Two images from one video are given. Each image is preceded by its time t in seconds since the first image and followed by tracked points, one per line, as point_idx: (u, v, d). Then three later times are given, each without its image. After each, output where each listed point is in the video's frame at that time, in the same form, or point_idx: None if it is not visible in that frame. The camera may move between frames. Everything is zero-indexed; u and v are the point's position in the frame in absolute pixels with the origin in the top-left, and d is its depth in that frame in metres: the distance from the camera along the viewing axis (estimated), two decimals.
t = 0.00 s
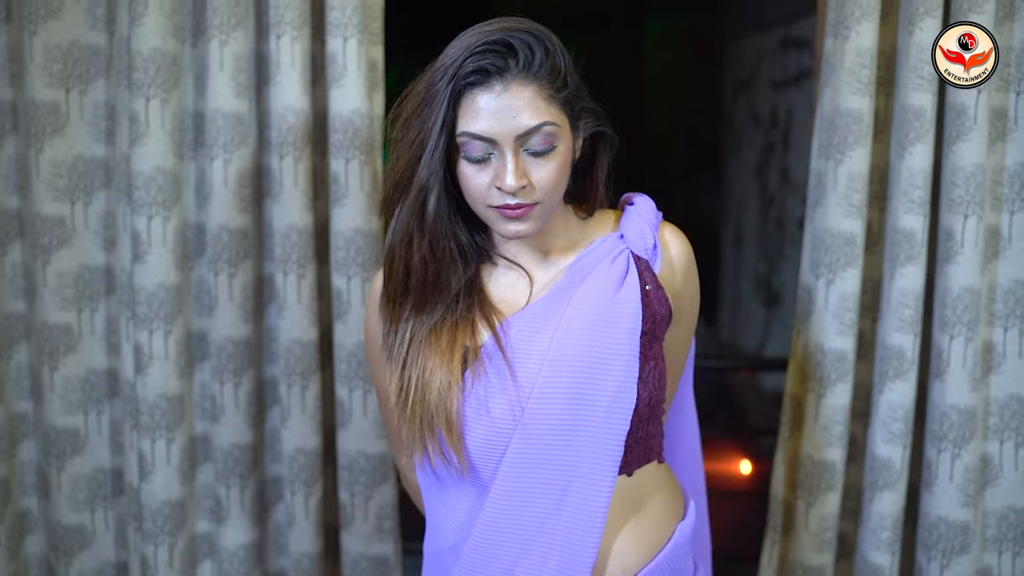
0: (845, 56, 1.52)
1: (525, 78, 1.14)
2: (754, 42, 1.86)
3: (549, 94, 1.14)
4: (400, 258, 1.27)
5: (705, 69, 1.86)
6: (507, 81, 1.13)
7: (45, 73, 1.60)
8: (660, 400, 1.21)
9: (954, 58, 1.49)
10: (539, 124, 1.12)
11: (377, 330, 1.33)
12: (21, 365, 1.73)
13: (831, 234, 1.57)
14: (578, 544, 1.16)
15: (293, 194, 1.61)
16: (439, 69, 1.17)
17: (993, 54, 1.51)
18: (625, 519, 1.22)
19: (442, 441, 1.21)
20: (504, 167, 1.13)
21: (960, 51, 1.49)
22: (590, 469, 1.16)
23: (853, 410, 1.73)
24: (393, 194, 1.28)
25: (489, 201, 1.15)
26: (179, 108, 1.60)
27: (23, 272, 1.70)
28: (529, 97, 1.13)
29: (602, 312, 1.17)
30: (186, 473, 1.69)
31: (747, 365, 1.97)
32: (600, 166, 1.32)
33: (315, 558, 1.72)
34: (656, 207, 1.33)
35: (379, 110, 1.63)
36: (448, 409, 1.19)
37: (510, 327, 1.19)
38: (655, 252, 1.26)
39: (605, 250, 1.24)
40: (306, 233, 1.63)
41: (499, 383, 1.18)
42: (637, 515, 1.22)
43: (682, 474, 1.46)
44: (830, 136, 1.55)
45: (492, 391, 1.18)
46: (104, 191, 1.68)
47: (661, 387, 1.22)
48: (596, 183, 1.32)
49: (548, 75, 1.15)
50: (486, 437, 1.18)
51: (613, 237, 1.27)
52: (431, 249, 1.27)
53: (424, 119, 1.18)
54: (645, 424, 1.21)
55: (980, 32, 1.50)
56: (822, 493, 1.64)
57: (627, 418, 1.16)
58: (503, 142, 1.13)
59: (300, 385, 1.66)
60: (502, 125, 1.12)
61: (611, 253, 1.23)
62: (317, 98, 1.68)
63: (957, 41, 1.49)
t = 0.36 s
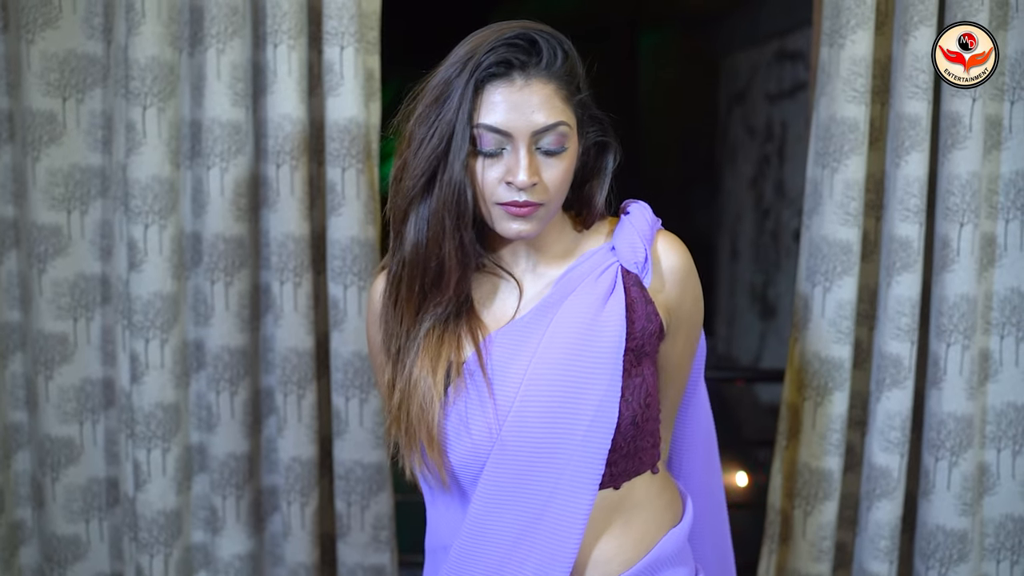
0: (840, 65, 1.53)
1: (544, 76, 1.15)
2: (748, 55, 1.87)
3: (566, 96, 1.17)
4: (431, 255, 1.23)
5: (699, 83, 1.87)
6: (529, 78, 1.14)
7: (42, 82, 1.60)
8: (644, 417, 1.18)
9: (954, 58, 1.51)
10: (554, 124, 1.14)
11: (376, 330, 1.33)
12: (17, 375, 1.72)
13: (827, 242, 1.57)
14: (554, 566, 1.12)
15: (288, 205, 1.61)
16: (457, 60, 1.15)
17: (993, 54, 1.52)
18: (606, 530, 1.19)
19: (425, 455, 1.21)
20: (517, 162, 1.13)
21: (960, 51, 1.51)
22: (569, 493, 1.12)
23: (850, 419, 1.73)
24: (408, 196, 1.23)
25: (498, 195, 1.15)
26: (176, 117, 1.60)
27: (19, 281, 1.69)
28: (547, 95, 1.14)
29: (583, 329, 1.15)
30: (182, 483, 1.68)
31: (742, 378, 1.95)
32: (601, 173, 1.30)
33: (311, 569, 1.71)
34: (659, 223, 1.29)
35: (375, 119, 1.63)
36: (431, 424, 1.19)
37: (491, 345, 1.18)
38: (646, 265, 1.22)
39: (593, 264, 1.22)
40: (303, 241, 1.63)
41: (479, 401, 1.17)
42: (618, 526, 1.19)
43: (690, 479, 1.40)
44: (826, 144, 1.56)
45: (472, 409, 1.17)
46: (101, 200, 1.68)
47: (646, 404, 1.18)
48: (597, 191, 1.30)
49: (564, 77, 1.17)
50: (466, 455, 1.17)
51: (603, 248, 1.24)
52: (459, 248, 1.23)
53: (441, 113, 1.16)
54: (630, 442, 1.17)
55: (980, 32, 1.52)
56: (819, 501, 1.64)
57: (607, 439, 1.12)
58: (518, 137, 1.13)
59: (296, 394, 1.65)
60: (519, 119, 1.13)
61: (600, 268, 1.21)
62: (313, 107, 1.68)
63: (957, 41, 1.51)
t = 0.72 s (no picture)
0: (838, 71, 1.54)
1: (557, 73, 1.15)
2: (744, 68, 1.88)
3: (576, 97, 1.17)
4: (451, 249, 1.19)
5: (696, 96, 1.87)
6: (543, 72, 1.14)
7: (40, 89, 1.60)
8: (619, 440, 1.12)
9: (954, 58, 1.53)
10: (564, 121, 1.13)
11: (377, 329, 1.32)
12: (12, 383, 1.70)
13: (826, 248, 1.57)
14: None
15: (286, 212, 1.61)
16: (472, 52, 1.15)
17: (993, 54, 1.53)
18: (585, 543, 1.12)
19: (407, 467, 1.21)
20: (527, 157, 1.12)
21: (960, 51, 1.53)
22: (535, 521, 1.08)
23: (849, 426, 1.72)
24: (421, 191, 1.19)
25: (505, 190, 1.13)
26: (174, 123, 1.60)
27: (15, 288, 1.68)
28: (558, 92, 1.13)
29: (557, 348, 1.11)
30: (178, 492, 1.67)
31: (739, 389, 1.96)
32: (606, 177, 1.28)
33: None
34: (654, 235, 1.20)
35: (373, 126, 1.63)
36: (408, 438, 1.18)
37: (466, 361, 1.16)
38: (631, 285, 1.15)
39: (574, 281, 1.16)
40: (300, 248, 1.62)
41: (451, 418, 1.15)
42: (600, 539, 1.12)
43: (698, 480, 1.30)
44: (824, 150, 1.57)
45: (445, 426, 1.15)
46: (98, 207, 1.67)
47: (622, 426, 1.12)
48: (597, 195, 1.28)
49: (575, 77, 1.17)
50: (438, 470, 1.16)
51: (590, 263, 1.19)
52: (479, 242, 1.19)
53: (455, 104, 1.14)
54: (605, 465, 1.12)
55: (980, 32, 1.53)
56: (819, 509, 1.63)
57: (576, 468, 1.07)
58: (528, 131, 1.12)
59: (294, 402, 1.64)
60: (533, 112, 1.11)
61: (580, 284, 1.16)
62: (311, 114, 1.68)
63: (957, 41, 1.53)
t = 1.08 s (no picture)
0: (838, 79, 1.54)
1: (565, 80, 1.15)
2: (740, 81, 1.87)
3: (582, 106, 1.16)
4: (449, 252, 1.17)
5: (693, 108, 1.88)
6: (552, 79, 1.14)
7: (41, 97, 1.60)
8: (596, 463, 1.07)
9: (954, 58, 1.54)
10: (570, 129, 1.12)
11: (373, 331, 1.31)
12: (10, 393, 1.69)
13: (826, 256, 1.57)
14: None
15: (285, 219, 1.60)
16: (483, 55, 1.15)
17: (993, 54, 1.54)
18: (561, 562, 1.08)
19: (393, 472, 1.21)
20: (532, 162, 1.11)
21: (960, 51, 1.54)
22: (506, 540, 1.05)
23: (850, 435, 1.72)
24: (424, 193, 1.18)
25: (507, 195, 1.12)
26: (174, 131, 1.60)
27: (13, 296, 1.66)
28: (565, 98, 1.13)
29: (535, 363, 1.08)
30: (177, 501, 1.66)
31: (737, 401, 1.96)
32: (607, 191, 1.28)
33: None
34: (649, 256, 1.11)
35: (374, 134, 1.63)
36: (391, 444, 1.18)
37: (449, 371, 1.15)
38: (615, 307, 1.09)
39: (558, 297, 1.12)
40: (300, 256, 1.62)
41: (431, 426, 1.14)
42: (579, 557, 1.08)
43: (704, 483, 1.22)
44: (824, 158, 1.57)
45: (424, 437, 1.14)
46: (98, 215, 1.67)
47: (599, 448, 1.07)
48: (594, 210, 1.27)
49: (582, 86, 1.17)
50: (421, 480, 1.16)
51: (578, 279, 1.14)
52: (477, 247, 1.17)
53: (462, 106, 1.14)
54: (581, 486, 1.07)
55: (980, 32, 1.54)
56: (821, 518, 1.62)
57: (545, 490, 1.04)
58: (534, 135, 1.11)
59: (293, 411, 1.64)
60: (541, 118, 1.11)
61: (564, 301, 1.12)
62: (311, 122, 1.68)
63: (957, 41, 1.53)
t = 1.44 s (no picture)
0: (839, 90, 1.55)
1: (567, 85, 1.12)
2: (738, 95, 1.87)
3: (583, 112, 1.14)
4: (448, 257, 1.14)
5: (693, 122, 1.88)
6: (554, 83, 1.11)
7: (42, 109, 1.60)
8: (569, 477, 1.01)
9: (954, 58, 1.54)
10: (570, 134, 1.10)
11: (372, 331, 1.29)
12: (9, 405, 1.68)
13: (828, 267, 1.57)
14: None
15: (287, 231, 1.60)
16: (486, 58, 1.13)
17: (993, 54, 1.54)
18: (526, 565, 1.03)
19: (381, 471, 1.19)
20: (531, 167, 1.08)
21: (960, 51, 1.54)
22: (475, 550, 1.01)
23: (853, 447, 1.71)
24: (424, 197, 1.15)
25: (506, 200, 1.09)
26: (175, 143, 1.60)
27: (13, 308, 1.66)
28: (565, 103, 1.10)
29: (515, 368, 1.03)
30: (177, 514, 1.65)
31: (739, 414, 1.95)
32: (610, 199, 1.27)
33: None
34: (642, 267, 1.04)
35: (375, 146, 1.63)
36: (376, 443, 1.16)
37: (433, 372, 1.11)
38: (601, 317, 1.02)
39: (544, 304, 1.07)
40: (302, 268, 1.62)
41: (411, 426, 1.10)
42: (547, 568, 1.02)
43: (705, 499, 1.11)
44: (826, 169, 1.57)
45: (403, 440, 1.11)
46: (98, 227, 1.67)
47: (574, 462, 1.01)
48: (594, 218, 1.26)
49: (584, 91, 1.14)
50: (401, 486, 1.13)
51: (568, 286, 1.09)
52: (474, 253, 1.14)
53: (464, 110, 1.12)
54: (553, 499, 1.02)
55: (980, 32, 1.54)
56: (824, 530, 1.62)
57: (517, 500, 0.98)
58: (534, 140, 1.09)
59: (294, 423, 1.63)
60: (540, 122, 1.08)
61: (549, 308, 1.07)
62: (313, 134, 1.68)
63: (957, 41, 1.54)
